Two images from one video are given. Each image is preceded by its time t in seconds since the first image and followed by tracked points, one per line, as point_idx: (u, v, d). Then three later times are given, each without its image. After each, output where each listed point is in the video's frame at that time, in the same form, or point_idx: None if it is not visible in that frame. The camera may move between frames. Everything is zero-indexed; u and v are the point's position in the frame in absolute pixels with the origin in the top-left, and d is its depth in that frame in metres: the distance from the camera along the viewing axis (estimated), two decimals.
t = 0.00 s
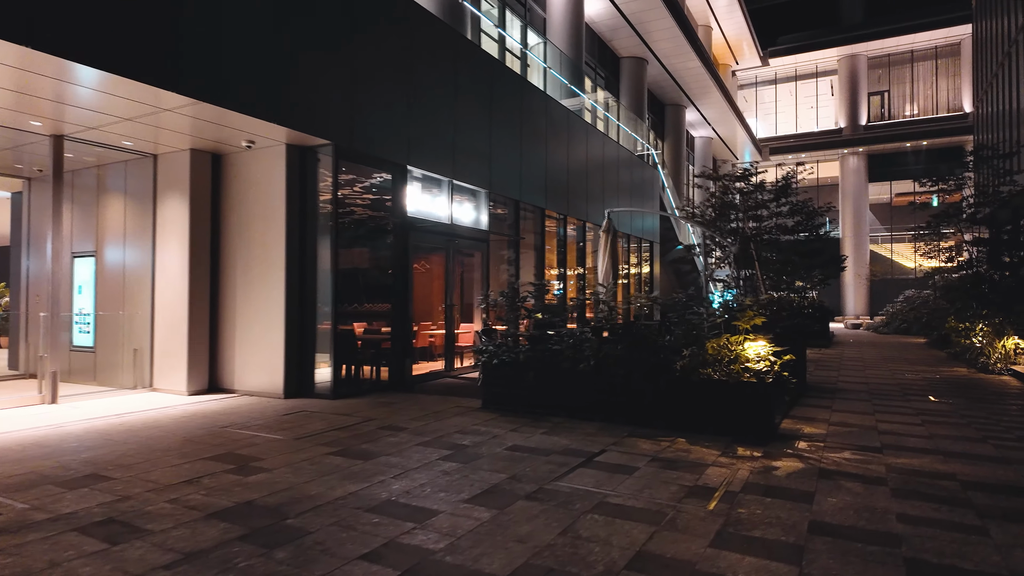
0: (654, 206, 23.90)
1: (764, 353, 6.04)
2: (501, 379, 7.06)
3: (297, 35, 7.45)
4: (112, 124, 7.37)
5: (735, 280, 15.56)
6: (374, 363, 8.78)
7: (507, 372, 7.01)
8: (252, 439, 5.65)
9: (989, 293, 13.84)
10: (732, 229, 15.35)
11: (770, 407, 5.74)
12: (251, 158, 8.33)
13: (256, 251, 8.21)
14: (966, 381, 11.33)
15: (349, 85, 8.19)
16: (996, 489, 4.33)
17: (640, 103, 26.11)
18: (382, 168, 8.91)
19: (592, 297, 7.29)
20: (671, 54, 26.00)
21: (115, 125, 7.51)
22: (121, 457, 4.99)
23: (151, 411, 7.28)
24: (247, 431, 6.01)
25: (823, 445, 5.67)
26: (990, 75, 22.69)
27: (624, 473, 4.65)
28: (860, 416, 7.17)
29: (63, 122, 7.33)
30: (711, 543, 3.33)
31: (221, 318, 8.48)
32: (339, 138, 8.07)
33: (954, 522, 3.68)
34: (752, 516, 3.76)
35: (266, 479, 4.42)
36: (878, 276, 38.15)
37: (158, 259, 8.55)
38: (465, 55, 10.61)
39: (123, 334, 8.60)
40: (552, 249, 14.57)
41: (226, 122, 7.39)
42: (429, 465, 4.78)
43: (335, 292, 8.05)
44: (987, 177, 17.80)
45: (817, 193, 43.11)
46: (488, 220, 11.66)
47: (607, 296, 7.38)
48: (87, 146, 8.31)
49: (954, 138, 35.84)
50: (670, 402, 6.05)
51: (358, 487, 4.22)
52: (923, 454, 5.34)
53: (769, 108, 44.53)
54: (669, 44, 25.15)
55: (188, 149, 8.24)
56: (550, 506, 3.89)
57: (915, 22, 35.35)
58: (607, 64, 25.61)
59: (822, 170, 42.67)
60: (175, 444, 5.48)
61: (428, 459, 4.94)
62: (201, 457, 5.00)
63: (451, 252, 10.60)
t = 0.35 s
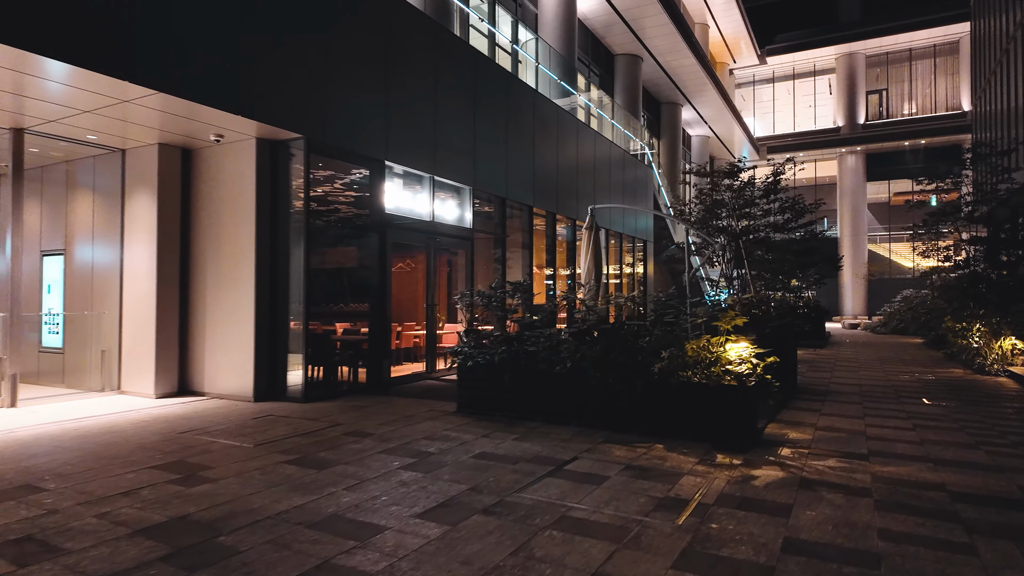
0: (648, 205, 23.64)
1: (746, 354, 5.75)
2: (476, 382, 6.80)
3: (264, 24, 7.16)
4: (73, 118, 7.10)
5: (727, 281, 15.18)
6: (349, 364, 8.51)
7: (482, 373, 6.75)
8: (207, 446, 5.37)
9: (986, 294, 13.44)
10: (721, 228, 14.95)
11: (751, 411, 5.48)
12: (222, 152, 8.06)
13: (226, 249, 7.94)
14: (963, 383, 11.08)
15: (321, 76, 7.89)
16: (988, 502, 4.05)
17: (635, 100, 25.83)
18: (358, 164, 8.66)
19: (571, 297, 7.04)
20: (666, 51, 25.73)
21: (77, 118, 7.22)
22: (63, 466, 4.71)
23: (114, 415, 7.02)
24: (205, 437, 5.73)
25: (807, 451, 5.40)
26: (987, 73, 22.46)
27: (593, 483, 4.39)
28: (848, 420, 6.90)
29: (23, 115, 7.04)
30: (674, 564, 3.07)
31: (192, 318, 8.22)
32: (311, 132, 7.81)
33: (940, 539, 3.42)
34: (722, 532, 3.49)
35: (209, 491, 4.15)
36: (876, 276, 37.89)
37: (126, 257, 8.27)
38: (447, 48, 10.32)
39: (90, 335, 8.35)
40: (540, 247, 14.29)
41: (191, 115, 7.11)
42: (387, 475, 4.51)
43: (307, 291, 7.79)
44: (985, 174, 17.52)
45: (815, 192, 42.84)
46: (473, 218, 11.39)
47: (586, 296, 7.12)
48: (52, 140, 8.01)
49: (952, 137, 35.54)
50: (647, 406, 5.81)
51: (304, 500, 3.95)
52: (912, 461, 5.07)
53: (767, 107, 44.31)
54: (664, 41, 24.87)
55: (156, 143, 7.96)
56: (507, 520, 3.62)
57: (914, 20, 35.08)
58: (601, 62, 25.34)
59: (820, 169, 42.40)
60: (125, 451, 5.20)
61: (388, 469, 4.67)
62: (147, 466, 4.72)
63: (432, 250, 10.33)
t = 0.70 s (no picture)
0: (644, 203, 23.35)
1: (732, 352, 5.47)
2: (453, 382, 6.50)
3: (234, 8, 6.85)
4: (36, 106, 6.80)
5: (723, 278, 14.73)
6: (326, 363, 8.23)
7: (460, 372, 6.44)
8: (164, 449, 5.09)
9: (987, 292, 13.14)
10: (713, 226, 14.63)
11: (737, 412, 5.20)
12: (193, 143, 7.78)
13: (198, 243, 7.67)
14: (963, 383, 10.78)
15: (295, 63, 7.57)
16: (987, 510, 3.77)
17: (631, 97, 25.53)
18: (337, 155, 8.38)
19: (552, 294, 6.74)
20: (663, 47, 25.42)
21: (41, 108, 6.92)
22: (4, 470, 4.43)
23: (78, 414, 6.76)
24: (164, 439, 5.46)
25: (796, 454, 5.12)
26: (988, 69, 22.18)
27: (565, 488, 4.10)
28: (842, 422, 6.60)
29: None
30: None
31: (163, 314, 7.96)
32: (285, 121, 7.51)
33: (934, 551, 3.14)
34: (698, 544, 3.21)
35: (152, 496, 3.87)
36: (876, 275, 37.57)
37: (95, 251, 7.99)
38: (432, 38, 10.00)
39: (60, 333, 8.12)
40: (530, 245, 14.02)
41: (160, 104, 6.82)
42: (347, 480, 4.23)
43: (281, 287, 7.51)
44: (986, 171, 17.23)
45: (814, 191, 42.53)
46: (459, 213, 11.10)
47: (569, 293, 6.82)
48: (19, 131, 7.69)
49: (952, 135, 35.24)
50: (629, 406, 5.53)
51: (252, 508, 3.67)
52: (907, 465, 4.79)
53: (766, 105, 44.01)
54: (661, 37, 24.58)
55: (126, 134, 7.67)
56: (465, 530, 3.34)
57: (914, 17, 34.79)
58: (598, 58, 25.02)
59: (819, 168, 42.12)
60: (75, 454, 4.91)
61: (349, 474, 4.37)
62: (93, 470, 4.44)
63: (415, 246, 10.03)
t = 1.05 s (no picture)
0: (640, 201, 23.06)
1: (717, 356, 5.19)
2: (428, 386, 6.19)
3: None
4: None
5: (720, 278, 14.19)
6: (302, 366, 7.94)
7: (435, 378, 6.14)
8: (114, 459, 4.80)
9: (989, 291, 12.83)
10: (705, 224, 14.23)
11: (726, 421, 4.91)
12: (163, 137, 7.48)
13: (167, 241, 7.38)
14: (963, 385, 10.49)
15: (269, 53, 7.22)
16: (987, 532, 3.48)
17: (628, 94, 25.17)
18: (314, 150, 8.08)
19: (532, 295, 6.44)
20: (660, 43, 25.09)
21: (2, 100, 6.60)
22: None
23: (38, 420, 6.47)
24: (118, 448, 5.16)
25: (785, 465, 4.82)
26: (989, 65, 21.83)
27: (533, 506, 3.81)
28: (834, 428, 6.31)
29: None
30: None
31: (133, 315, 7.68)
32: (259, 113, 7.18)
33: None
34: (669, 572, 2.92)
35: (85, 515, 3.58)
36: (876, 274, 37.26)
37: (62, 250, 7.70)
38: (416, 29, 9.67)
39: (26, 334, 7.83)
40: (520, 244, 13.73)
41: (127, 96, 6.51)
42: (299, 496, 3.94)
43: (253, 287, 7.23)
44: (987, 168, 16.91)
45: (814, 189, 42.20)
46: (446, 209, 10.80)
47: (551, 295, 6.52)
48: None
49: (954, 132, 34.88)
50: (609, 413, 5.25)
51: (188, 529, 3.38)
52: (901, 478, 4.50)
53: (766, 102, 43.65)
54: (658, 33, 24.24)
55: (92, 128, 7.37)
56: (415, 556, 3.05)
57: (915, 14, 34.44)
58: (594, 53, 24.66)
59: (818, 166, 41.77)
60: (17, 465, 4.62)
61: (303, 489, 4.08)
62: (31, 483, 4.15)
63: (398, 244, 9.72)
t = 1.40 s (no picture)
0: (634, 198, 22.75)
1: (695, 356, 4.91)
2: (397, 389, 5.89)
3: None
4: None
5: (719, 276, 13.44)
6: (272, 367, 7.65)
7: (403, 380, 5.85)
8: (51, 467, 4.51)
9: (988, 290, 12.48)
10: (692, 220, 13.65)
11: (703, 424, 4.63)
12: (125, 129, 7.18)
13: (130, 237, 7.09)
14: (960, 386, 10.19)
15: (236, 40, 6.89)
16: (980, 549, 3.18)
17: (623, 90, 24.87)
18: (285, 143, 7.79)
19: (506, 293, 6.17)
20: (655, 38, 24.80)
21: None
22: None
23: None
24: (59, 455, 4.87)
25: (767, 472, 4.53)
26: (988, 61, 21.54)
27: (488, 519, 3.53)
28: (822, 432, 6.01)
29: None
30: None
31: (95, 314, 7.38)
32: (224, 103, 6.85)
33: None
34: None
35: None
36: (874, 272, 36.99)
37: (21, 246, 7.39)
38: (395, 19, 9.37)
39: None
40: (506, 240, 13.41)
41: (82, 85, 6.22)
42: (237, 509, 3.65)
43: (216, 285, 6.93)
44: (986, 164, 16.61)
45: (812, 187, 41.90)
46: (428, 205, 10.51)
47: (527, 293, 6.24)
48: None
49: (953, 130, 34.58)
50: (582, 418, 4.97)
51: (104, 547, 3.09)
52: (889, 487, 4.20)
53: (764, 99, 43.35)
54: (653, 28, 23.95)
55: (51, 119, 7.07)
56: None
57: (914, 10, 34.13)
58: (588, 49, 24.35)
59: (816, 164, 41.46)
60: None
61: (244, 501, 3.79)
62: None
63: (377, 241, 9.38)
